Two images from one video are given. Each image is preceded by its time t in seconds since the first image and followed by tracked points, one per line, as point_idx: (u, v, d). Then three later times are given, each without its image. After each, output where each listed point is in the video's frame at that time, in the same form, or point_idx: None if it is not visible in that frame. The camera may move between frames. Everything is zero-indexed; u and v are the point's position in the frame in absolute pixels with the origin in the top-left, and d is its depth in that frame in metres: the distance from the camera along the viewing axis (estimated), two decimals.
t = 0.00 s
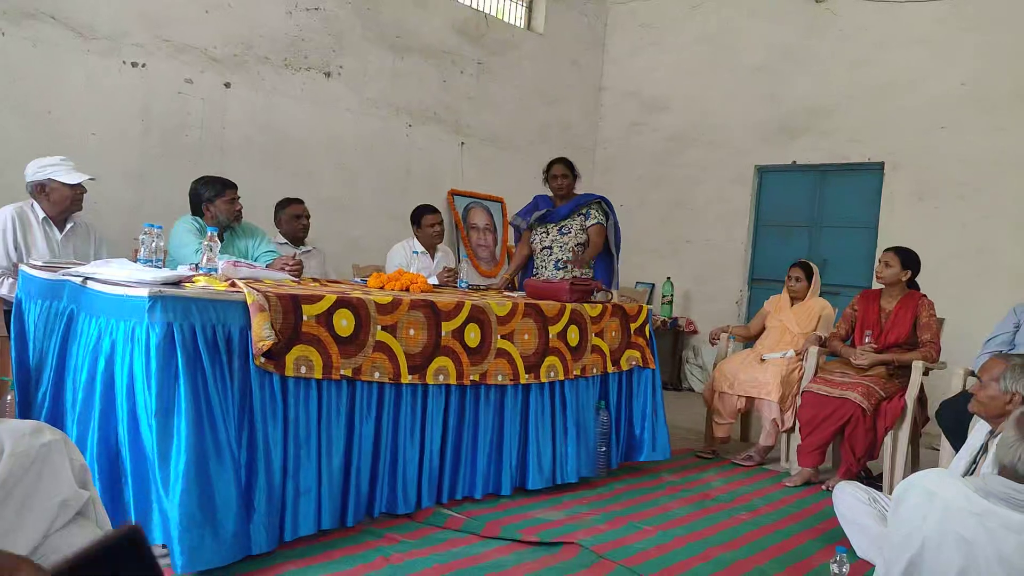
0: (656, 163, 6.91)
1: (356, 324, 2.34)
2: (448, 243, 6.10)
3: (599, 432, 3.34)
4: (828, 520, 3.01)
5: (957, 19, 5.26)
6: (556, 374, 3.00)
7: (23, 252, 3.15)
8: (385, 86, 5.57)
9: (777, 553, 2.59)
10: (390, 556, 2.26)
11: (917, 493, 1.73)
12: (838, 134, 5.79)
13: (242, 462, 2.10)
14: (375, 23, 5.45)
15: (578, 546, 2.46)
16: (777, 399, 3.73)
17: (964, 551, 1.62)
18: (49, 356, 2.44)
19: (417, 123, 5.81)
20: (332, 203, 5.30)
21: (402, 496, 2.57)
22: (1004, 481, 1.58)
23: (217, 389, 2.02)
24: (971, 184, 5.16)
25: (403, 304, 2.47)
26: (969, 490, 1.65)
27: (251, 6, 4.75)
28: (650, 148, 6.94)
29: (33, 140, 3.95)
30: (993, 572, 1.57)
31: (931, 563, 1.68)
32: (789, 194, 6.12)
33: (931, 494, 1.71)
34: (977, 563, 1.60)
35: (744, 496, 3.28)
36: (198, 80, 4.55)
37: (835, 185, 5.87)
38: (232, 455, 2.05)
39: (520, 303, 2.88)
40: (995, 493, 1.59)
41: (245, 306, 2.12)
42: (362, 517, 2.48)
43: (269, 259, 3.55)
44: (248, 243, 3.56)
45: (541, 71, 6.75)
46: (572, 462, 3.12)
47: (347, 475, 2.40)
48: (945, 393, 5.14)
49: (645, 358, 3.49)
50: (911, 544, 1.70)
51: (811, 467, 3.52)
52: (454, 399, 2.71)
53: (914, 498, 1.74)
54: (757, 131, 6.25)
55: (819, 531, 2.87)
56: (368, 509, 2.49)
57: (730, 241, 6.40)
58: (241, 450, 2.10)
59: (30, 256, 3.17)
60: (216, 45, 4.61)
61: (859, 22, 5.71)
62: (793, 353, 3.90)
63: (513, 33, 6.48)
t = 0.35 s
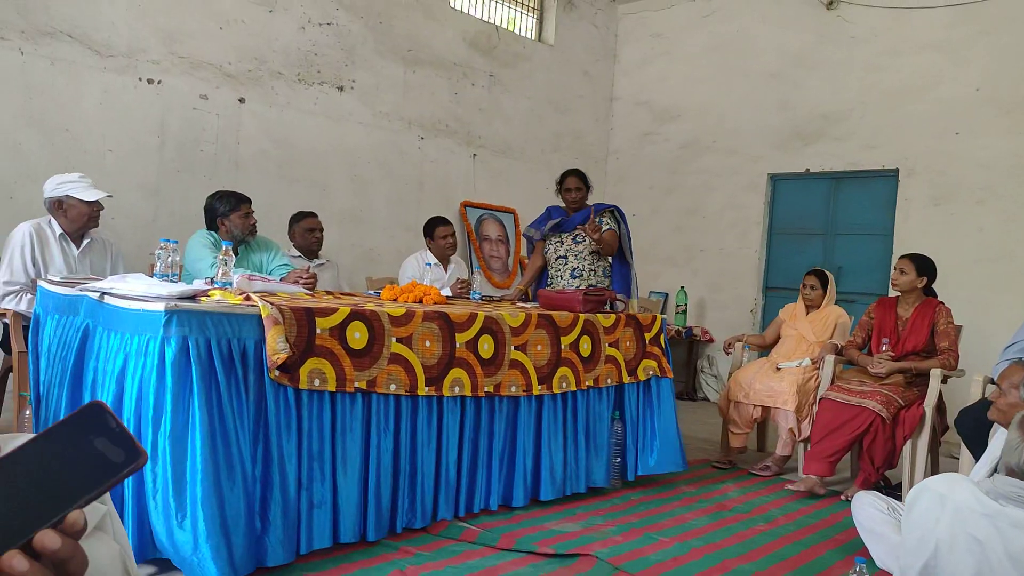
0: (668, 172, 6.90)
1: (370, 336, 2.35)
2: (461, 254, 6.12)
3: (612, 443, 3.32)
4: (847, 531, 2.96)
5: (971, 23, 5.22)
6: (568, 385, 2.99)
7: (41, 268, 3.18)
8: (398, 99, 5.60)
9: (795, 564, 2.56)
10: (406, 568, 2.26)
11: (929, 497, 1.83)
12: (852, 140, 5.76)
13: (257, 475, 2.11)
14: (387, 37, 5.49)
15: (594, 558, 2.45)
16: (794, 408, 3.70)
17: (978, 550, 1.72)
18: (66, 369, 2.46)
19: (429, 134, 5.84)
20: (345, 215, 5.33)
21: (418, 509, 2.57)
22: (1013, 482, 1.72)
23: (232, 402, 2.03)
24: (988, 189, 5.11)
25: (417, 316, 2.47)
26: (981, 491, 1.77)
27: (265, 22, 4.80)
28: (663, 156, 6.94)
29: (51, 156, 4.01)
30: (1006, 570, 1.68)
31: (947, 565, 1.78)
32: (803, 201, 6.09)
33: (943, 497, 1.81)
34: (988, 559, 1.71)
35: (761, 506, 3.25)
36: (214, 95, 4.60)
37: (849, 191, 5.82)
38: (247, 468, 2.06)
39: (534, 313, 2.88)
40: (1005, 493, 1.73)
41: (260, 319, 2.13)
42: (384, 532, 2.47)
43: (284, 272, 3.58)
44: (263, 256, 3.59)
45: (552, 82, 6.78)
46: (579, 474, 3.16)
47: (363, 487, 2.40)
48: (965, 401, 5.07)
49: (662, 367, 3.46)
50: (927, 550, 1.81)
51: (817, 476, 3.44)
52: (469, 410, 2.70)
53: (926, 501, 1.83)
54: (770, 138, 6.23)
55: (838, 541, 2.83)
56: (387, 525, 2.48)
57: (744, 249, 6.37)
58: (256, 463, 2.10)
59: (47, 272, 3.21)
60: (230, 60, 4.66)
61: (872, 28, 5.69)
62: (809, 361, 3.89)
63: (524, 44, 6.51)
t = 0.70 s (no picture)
0: (671, 171, 6.90)
1: (373, 336, 2.36)
2: (463, 254, 6.12)
3: (615, 442, 3.32)
4: (850, 529, 2.96)
5: (975, 20, 5.20)
6: (570, 384, 2.99)
7: (45, 268, 3.20)
8: (400, 98, 5.61)
9: (798, 562, 2.56)
10: (407, 567, 2.26)
11: (934, 482, 1.71)
12: (855, 138, 5.75)
13: (259, 474, 2.12)
14: (389, 36, 5.50)
15: (596, 556, 2.45)
16: (797, 407, 3.70)
17: (981, 533, 1.60)
18: (69, 369, 2.48)
19: (432, 134, 5.84)
20: (348, 215, 5.34)
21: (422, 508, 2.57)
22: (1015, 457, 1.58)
23: (233, 402, 2.04)
24: (992, 186, 5.09)
25: (419, 315, 2.48)
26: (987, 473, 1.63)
27: (267, 22, 4.81)
28: (665, 155, 6.93)
29: (55, 157, 4.03)
30: (1010, 551, 1.54)
31: (954, 553, 1.66)
32: (807, 199, 6.07)
33: (947, 481, 1.69)
34: (994, 544, 1.58)
35: (764, 505, 3.25)
36: (216, 96, 4.61)
37: (852, 189, 5.81)
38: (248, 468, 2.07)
39: (536, 312, 2.88)
40: (1007, 473, 1.58)
41: (263, 319, 2.14)
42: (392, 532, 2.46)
43: (286, 272, 3.59)
44: (265, 256, 3.60)
45: (555, 81, 6.78)
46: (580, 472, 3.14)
47: (365, 486, 2.40)
48: (969, 400, 5.05)
49: (663, 367, 3.47)
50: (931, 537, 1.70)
51: (836, 477, 3.33)
52: (472, 409, 2.71)
53: (930, 487, 1.72)
54: (773, 137, 6.23)
55: (841, 540, 2.83)
56: (398, 526, 2.47)
57: (747, 248, 6.36)
58: (257, 462, 2.11)
59: (51, 272, 3.22)
60: (233, 61, 4.67)
61: (874, 25, 5.67)
62: (812, 359, 3.88)
63: (527, 44, 6.51)
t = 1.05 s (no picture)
0: (673, 172, 6.89)
1: (375, 337, 2.36)
2: (465, 255, 6.13)
3: (617, 443, 3.32)
4: (853, 531, 2.96)
5: (978, 21, 5.20)
6: (572, 385, 2.99)
7: (48, 269, 3.20)
8: (403, 100, 5.61)
9: (801, 564, 2.56)
10: (410, 568, 2.26)
11: (920, 482, 1.66)
12: (857, 139, 5.75)
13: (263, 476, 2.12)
14: (392, 38, 5.50)
15: (598, 558, 2.45)
16: (799, 408, 3.69)
17: (968, 533, 1.56)
18: (71, 370, 2.49)
19: (434, 135, 5.85)
20: (351, 216, 5.35)
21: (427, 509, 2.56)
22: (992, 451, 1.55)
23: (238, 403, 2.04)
24: (994, 188, 5.08)
25: (422, 316, 2.48)
26: (969, 467, 1.59)
27: (270, 24, 4.82)
28: (668, 157, 6.94)
29: (58, 158, 4.04)
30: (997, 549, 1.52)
31: (944, 556, 1.61)
32: (809, 201, 6.07)
33: (932, 479, 1.64)
34: (982, 543, 1.54)
35: (766, 506, 3.25)
36: (219, 97, 4.62)
37: (854, 190, 5.81)
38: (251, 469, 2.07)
39: (538, 314, 2.88)
40: (989, 468, 1.55)
41: (265, 321, 2.14)
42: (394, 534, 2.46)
43: (289, 273, 3.59)
44: (268, 257, 3.61)
45: (557, 82, 6.78)
46: (580, 474, 3.15)
47: (369, 488, 2.40)
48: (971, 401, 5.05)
49: (663, 368, 3.47)
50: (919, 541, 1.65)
51: (844, 484, 3.36)
52: (474, 410, 2.71)
53: (916, 487, 1.67)
54: (776, 138, 6.23)
55: (844, 542, 2.83)
56: (403, 528, 2.47)
57: (749, 249, 6.36)
58: (261, 463, 2.11)
59: (54, 273, 3.23)
60: (236, 62, 4.68)
61: (877, 27, 5.67)
62: (814, 361, 3.87)
63: (529, 45, 6.52)
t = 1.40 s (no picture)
0: (677, 169, 6.88)
1: (379, 334, 2.36)
2: (469, 252, 6.13)
3: (620, 441, 3.32)
4: (856, 529, 2.95)
5: (983, 18, 5.17)
6: (574, 383, 2.99)
7: (52, 266, 3.21)
8: (406, 97, 5.61)
9: (804, 562, 2.55)
10: (413, 565, 2.27)
11: (923, 479, 1.65)
12: (862, 137, 5.73)
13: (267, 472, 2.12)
14: (395, 35, 5.50)
15: (601, 555, 2.45)
16: (802, 406, 3.69)
17: (970, 533, 1.57)
18: (75, 366, 2.49)
19: (437, 133, 5.84)
20: (355, 213, 5.35)
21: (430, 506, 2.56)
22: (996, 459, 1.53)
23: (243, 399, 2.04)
24: (999, 186, 5.06)
25: (425, 313, 2.48)
26: (972, 469, 1.59)
27: (274, 20, 4.82)
28: (671, 154, 6.92)
29: (62, 154, 4.04)
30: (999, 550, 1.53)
31: (946, 554, 1.62)
32: (813, 199, 6.05)
33: (935, 478, 1.63)
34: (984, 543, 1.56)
35: (769, 504, 3.24)
36: (223, 94, 4.62)
37: (859, 188, 5.79)
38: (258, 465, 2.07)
39: (542, 311, 2.87)
40: (993, 474, 1.54)
41: (269, 317, 2.14)
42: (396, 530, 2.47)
43: (292, 270, 3.59)
44: (271, 254, 3.61)
45: (561, 80, 6.77)
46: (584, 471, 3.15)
47: (374, 485, 2.40)
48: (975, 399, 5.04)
49: (666, 366, 3.46)
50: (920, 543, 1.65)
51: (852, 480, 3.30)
52: (478, 407, 2.71)
53: (919, 485, 1.66)
54: (780, 136, 6.21)
55: (847, 540, 2.82)
56: (404, 526, 2.47)
57: (753, 247, 6.35)
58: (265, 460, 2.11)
59: (58, 270, 3.23)
60: (239, 59, 4.67)
61: (882, 24, 5.65)
62: (818, 359, 3.86)
63: (533, 42, 6.51)
